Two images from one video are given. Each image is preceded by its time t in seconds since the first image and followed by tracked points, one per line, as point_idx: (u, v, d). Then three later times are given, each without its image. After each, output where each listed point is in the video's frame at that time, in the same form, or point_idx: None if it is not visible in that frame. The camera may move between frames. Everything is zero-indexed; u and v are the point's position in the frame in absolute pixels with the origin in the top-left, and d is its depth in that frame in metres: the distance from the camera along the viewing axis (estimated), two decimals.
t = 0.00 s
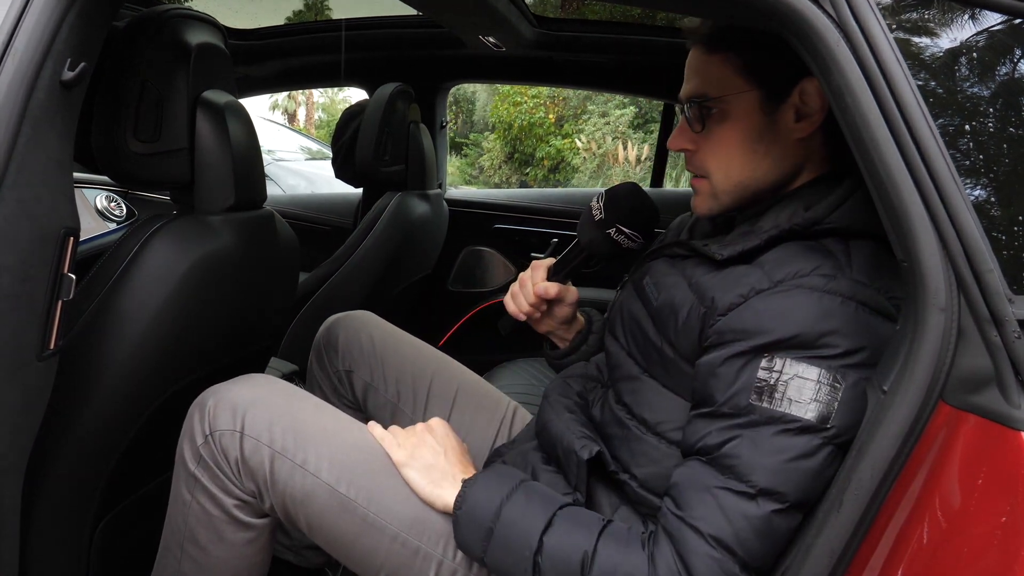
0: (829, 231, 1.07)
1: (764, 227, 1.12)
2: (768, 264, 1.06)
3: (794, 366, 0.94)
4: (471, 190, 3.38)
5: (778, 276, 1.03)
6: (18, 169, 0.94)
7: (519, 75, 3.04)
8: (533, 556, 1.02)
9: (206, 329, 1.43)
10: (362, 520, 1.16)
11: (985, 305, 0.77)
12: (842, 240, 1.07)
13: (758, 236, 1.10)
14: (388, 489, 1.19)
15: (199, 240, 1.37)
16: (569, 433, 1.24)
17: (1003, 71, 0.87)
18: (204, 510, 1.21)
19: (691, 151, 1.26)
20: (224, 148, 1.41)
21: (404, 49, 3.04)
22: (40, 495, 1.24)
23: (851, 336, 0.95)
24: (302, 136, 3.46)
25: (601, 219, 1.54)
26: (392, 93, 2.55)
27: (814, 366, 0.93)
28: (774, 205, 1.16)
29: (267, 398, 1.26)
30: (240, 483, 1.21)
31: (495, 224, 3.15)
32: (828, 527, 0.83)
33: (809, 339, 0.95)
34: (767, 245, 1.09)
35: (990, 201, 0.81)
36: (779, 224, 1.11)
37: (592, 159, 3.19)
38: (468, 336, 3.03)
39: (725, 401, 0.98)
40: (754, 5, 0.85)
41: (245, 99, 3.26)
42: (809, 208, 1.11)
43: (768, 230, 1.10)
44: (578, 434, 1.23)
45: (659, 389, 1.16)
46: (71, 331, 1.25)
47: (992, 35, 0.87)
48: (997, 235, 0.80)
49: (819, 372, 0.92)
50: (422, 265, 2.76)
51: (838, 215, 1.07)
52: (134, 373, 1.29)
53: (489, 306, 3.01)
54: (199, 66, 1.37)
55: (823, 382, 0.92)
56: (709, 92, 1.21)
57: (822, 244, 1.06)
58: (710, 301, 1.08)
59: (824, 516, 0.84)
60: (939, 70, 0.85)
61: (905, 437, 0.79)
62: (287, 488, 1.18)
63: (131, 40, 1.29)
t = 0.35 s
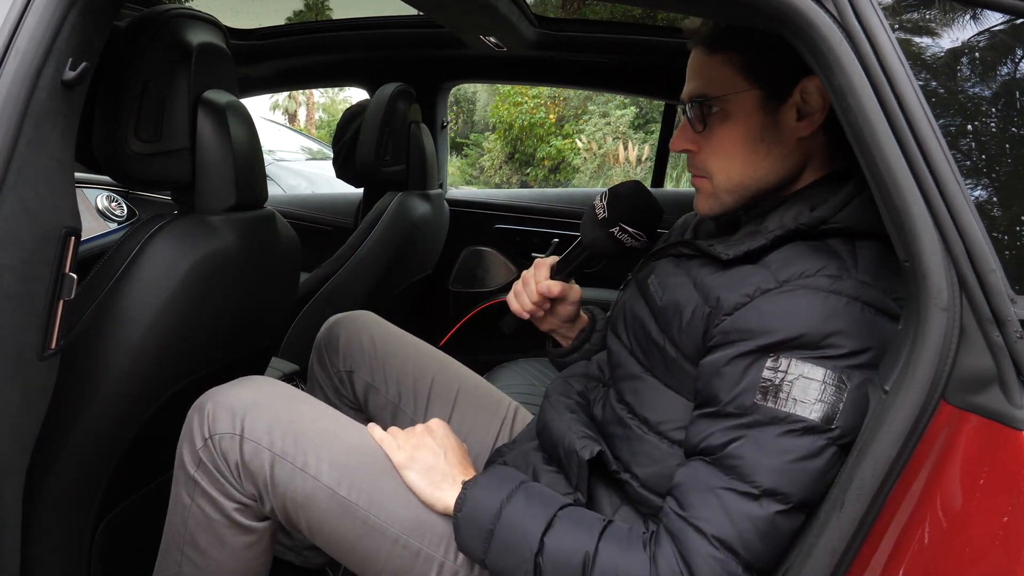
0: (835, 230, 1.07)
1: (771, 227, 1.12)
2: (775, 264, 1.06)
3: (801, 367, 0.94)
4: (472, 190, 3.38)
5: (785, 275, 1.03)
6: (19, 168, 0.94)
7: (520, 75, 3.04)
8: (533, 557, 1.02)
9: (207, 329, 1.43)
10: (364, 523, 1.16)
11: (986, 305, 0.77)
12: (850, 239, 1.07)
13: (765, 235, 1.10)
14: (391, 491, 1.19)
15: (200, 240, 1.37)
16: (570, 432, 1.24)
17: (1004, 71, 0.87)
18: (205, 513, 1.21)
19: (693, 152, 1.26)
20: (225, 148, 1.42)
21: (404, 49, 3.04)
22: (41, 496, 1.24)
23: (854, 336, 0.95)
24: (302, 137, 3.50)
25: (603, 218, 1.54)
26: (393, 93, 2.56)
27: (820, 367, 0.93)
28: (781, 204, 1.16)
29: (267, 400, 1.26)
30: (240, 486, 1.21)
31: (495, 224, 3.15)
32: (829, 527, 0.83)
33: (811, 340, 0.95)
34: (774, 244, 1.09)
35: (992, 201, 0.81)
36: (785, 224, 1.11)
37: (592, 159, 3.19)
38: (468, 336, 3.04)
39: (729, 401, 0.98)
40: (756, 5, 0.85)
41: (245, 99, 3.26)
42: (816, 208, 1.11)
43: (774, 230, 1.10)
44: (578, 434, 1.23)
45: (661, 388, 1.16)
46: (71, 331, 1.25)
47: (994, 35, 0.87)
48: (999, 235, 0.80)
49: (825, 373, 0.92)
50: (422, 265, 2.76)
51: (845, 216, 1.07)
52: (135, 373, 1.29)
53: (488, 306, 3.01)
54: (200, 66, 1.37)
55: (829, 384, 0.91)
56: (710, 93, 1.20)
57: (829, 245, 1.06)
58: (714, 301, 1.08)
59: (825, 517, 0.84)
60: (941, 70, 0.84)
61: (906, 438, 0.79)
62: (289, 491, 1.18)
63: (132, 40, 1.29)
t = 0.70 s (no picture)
0: (841, 228, 1.08)
1: (776, 225, 1.12)
2: (780, 263, 1.06)
3: (806, 366, 0.93)
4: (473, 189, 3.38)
5: (789, 275, 1.03)
6: (19, 167, 0.94)
7: (521, 74, 3.04)
8: (533, 556, 1.02)
9: (209, 327, 1.43)
10: (366, 522, 1.17)
11: (988, 305, 0.77)
12: (856, 239, 1.07)
13: (770, 234, 1.10)
14: (393, 490, 1.19)
15: (201, 238, 1.37)
16: (571, 431, 1.24)
17: (1006, 70, 0.87)
18: (205, 511, 1.21)
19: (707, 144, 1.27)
20: (226, 147, 1.41)
21: (406, 48, 3.04)
22: (42, 493, 1.24)
23: (858, 334, 0.95)
24: (304, 134, 3.49)
25: (612, 213, 1.55)
26: (395, 91, 2.56)
27: (825, 366, 0.93)
28: (787, 202, 1.17)
29: (268, 398, 1.26)
30: (241, 484, 1.21)
31: (496, 224, 3.15)
32: (830, 527, 0.83)
33: (815, 338, 0.95)
34: (779, 243, 1.09)
35: (993, 201, 0.81)
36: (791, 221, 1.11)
37: (594, 159, 3.20)
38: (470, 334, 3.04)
39: (733, 400, 0.98)
40: (758, 4, 0.85)
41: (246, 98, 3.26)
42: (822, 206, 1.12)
43: (780, 229, 1.10)
44: (580, 433, 1.23)
45: (664, 386, 1.16)
46: (72, 330, 1.25)
47: (996, 35, 0.87)
48: (1000, 235, 0.80)
49: (830, 372, 0.92)
50: (423, 264, 2.75)
51: (851, 213, 1.08)
52: (137, 371, 1.30)
53: (489, 305, 3.02)
54: (201, 64, 1.36)
55: (834, 383, 0.91)
56: (725, 87, 1.21)
57: (834, 245, 1.06)
58: (720, 299, 1.08)
59: (825, 517, 0.84)
60: (942, 69, 0.84)
61: (907, 437, 0.79)
62: (290, 490, 1.18)
63: (132, 40, 1.30)
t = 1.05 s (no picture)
0: (838, 228, 1.07)
1: (772, 226, 1.12)
2: (776, 263, 1.06)
3: (801, 365, 0.94)
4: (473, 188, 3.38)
5: (786, 275, 1.03)
6: (19, 167, 0.94)
7: (522, 73, 3.04)
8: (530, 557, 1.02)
9: (209, 326, 1.43)
10: (365, 519, 1.16)
11: (988, 305, 0.77)
12: (853, 239, 1.07)
13: (766, 234, 1.10)
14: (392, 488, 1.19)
15: (202, 238, 1.37)
16: (571, 430, 1.24)
17: (1007, 70, 0.87)
18: (207, 507, 1.21)
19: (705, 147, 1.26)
20: (226, 146, 1.41)
21: (407, 47, 3.04)
22: (43, 492, 1.25)
23: (857, 333, 0.95)
24: (304, 134, 3.44)
25: (606, 210, 1.55)
26: (395, 90, 2.56)
27: (820, 365, 0.93)
28: (786, 202, 1.16)
29: (271, 395, 1.26)
30: (242, 481, 1.21)
31: (497, 222, 3.15)
32: (829, 526, 0.83)
33: (814, 338, 0.95)
34: (776, 243, 1.09)
35: (994, 201, 0.81)
36: (787, 222, 1.11)
37: (596, 158, 3.15)
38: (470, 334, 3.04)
39: (730, 399, 0.98)
40: (759, 4, 0.85)
41: (247, 96, 3.26)
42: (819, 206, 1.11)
43: (776, 229, 1.10)
44: (580, 432, 1.23)
45: (663, 386, 1.16)
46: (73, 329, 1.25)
47: (996, 34, 0.87)
48: (1000, 235, 0.80)
49: (825, 371, 0.92)
50: (423, 264, 2.76)
51: (848, 213, 1.07)
52: (137, 370, 1.30)
53: (489, 305, 3.02)
54: (202, 63, 1.36)
55: (829, 382, 0.92)
56: (721, 89, 1.20)
57: (830, 244, 1.06)
58: (717, 299, 1.08)
59: (825, 516, 0.84)
60: (942, 69, 0.84)
61: (908, 437, 0.79)
62: (291, 486, 1.18)
63: (133, 38, 1.30)
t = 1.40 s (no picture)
0: (832, 232, 1.07)
1: (767, 231, 1.13)
2: (771, 267, 1.06)
3: (798, 369, 0.94)
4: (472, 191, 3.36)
5: (781, 279, 1.03)
6: (19, 169, 0.94)
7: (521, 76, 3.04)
8: None
9: (208, 329, 1.43)
10: (372, 487, 1.18)
11: (986, 306, 0.77)
12: (848, 241, 1.07)
13: (761, 239, 1.11)
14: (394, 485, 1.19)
15: (200, 241, 1.37)
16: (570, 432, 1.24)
17: (1005, 71, 0.88)
18: (228, 473, 1.26)
19: (701, 161, 1.25)
20: (225, 148, 1.42)
21: (406, 49, 3.04)
22: (43, 495, 1.25)
23: (854, 336, 0.95)
24: (304, 137, 3.51)
25: (600, 218, 1.55)
26: (394, 94, 2.56)
27: (816, 369, 0.93)
28: (783, 205, 1.16)
29: (293, 373, 1.32)
30: (263, 447, 1.26)
31: (496, 224, 3.15)
32: (829, 527, 0.83)
33: (811, 340, 0.95)
34: (770, 248, 1.10)
35: (993, 202, 0.81)
36: (782, 227, 1.12)
37: (594, 160, 3.24)
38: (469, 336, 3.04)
39: (725, 404, 0.97)
40: (757, 6, 0.85)
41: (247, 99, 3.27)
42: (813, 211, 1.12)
43: (771, 235, 1.11)
44: (579, 434, 1.23)
45: (661, 389, 1.17)
46: (71, 331, 1.25)
47: (995, 35, 0.88)
48: (997, 236, 0.80)
49: (820, 374, 0.92)
50: (423, 266, 2.77)
51: (841, 218, 1.07)
52: (137, 372, 1.30)
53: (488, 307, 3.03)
54: (201, 66, 1.37)
55: (825, 386, 0.92)
56: (716, 103, 1.19)
57: (825, 246, 1.07)
58: (712, 304, 1.08)
59: (824, 518, 0.84)
60: (941, 70, 0.84)
61: (907, 437, 0.79)
62: (307, 453, 1.22)
63: (133, 41, 1.30)
